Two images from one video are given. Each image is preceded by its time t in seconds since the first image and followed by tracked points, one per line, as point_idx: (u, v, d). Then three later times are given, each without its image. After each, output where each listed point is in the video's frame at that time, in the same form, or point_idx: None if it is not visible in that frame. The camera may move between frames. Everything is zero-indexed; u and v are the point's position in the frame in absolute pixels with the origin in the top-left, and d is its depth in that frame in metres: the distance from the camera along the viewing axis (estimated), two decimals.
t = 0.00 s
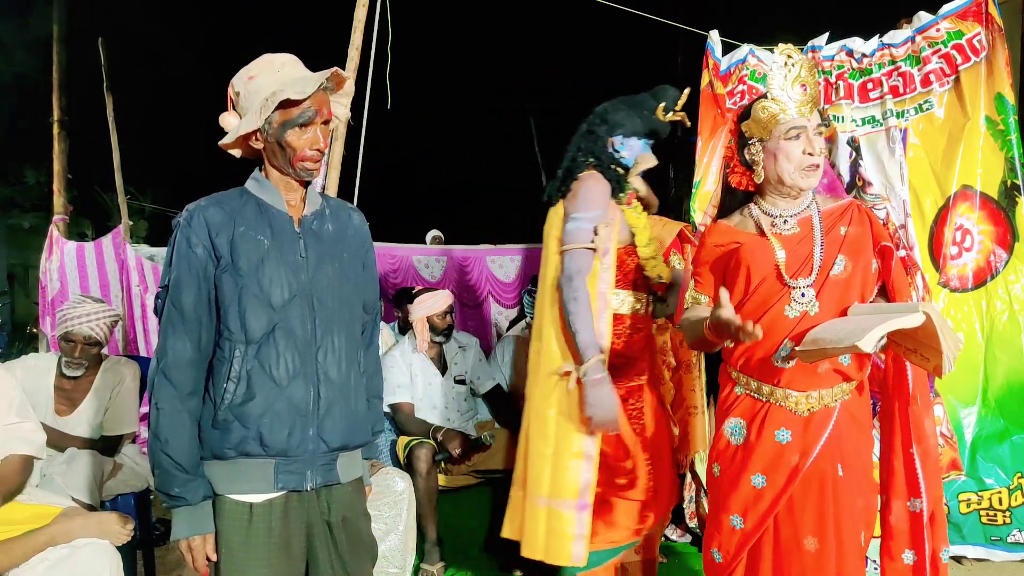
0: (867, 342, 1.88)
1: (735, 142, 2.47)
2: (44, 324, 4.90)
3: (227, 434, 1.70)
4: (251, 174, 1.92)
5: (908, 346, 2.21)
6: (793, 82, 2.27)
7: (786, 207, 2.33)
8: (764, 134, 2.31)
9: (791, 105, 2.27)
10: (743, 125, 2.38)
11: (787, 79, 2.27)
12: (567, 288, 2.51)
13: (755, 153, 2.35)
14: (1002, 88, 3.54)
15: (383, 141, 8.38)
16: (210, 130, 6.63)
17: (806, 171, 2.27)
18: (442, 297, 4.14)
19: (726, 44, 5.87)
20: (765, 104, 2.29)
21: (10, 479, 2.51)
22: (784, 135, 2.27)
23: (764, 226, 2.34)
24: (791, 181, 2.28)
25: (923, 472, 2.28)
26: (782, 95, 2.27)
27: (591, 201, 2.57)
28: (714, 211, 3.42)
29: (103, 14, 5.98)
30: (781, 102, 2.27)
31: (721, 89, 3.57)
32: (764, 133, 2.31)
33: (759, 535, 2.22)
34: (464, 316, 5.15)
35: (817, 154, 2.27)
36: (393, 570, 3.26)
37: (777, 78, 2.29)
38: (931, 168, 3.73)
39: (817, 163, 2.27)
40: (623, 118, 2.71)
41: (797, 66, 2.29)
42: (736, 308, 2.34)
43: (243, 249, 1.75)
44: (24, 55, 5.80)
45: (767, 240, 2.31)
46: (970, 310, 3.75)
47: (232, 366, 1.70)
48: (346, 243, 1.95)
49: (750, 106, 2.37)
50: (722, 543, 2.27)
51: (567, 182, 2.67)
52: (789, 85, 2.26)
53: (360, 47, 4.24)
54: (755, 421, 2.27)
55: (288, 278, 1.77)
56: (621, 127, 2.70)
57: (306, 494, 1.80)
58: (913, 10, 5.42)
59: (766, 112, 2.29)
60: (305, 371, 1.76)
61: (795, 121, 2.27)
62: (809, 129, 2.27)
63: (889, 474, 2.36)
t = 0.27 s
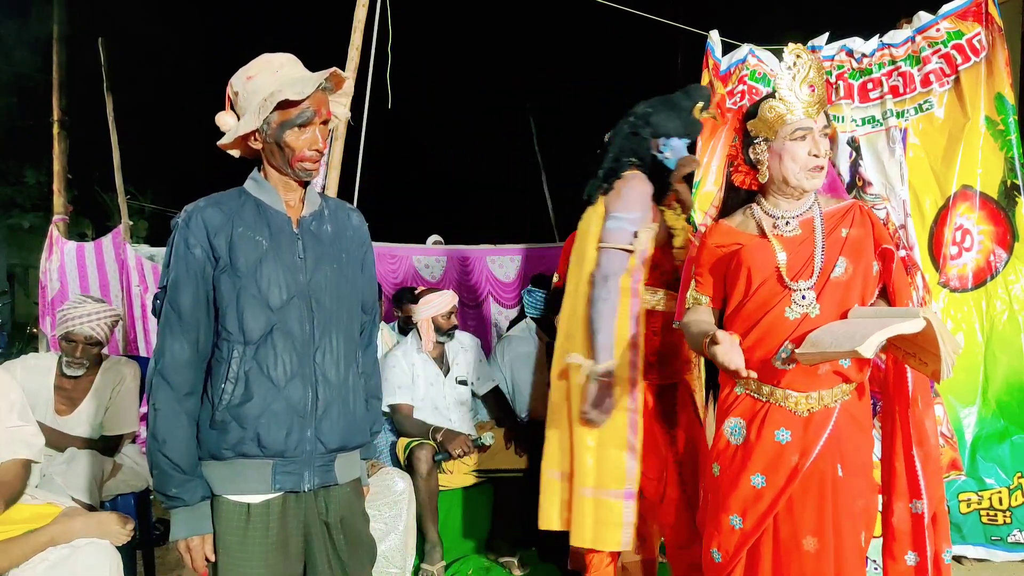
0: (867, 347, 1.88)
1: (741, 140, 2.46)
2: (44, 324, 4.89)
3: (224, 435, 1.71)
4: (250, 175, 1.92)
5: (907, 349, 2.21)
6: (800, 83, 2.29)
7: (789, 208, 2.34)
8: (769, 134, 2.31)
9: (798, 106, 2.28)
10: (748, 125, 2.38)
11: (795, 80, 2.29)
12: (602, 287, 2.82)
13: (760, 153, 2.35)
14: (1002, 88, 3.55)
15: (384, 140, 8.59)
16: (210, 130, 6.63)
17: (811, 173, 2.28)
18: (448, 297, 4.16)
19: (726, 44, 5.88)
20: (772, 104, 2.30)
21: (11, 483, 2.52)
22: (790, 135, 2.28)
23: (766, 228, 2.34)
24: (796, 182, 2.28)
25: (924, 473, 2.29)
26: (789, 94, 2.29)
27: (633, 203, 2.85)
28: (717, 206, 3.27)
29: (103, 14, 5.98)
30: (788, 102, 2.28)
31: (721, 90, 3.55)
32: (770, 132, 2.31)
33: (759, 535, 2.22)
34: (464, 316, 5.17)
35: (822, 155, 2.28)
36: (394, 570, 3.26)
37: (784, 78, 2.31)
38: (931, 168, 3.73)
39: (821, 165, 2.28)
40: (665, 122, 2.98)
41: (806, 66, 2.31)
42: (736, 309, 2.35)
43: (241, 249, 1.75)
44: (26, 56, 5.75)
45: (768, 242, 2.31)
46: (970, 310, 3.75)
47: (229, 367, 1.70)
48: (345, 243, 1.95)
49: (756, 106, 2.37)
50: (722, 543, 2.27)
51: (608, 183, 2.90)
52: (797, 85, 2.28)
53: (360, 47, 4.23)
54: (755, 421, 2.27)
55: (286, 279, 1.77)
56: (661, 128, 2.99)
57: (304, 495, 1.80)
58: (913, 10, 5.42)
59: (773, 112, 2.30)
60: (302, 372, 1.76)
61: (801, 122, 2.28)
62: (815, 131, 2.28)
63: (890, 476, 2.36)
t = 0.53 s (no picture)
0: (870, 348, 1.87)
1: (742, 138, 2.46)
2: (44, 324, 4.89)
3: (225, 435, 1.71)
4: (250, 175, 1.92)
5: (909, 350, 2.21)
6: (803, 84, 2.28)
7: (790, 207, 2.35)
8: (771, 134, 2.31)
9: (800, 107, 2.28)
10: (750, 124, 2.38)
11: (799, 81, 2.29)
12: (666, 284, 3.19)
13: (761, 153, 2.35)
14: (1002, 89, 3.57)
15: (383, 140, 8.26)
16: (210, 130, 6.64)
17: (811, 175, 2.29)
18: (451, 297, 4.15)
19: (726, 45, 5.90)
20: (774, 105, 2.30)
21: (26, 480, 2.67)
22: (791, 137, 2.28)
23: (767, 228, 2.34)
24: (797, 183, 2.29)
25: (922, 473, 2.29)
26: (791, 95, 2.29)
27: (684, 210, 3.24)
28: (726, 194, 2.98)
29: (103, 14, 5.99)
30: (791, 103, 2.28)
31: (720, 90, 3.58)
32: (772, 133, 2.31)
33: (759, 535, 2.22)
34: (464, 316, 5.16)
35: (823, 158, 2.28)
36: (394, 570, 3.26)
37: (787, 79, 2.30)
38: (931, 168, 3.73)
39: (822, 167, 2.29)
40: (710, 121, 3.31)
41: (810, 67, 2.31)
42: (737, 310, 2.35)
43: (241, 250, 1.75)
44: (25, 55, 5.75)
45: (769, 242, 2.31)
46: (970, 310, 3.75)
47: (229, 367, 1.70)
48: (345, 243, 1.95)
49: (758, 106, 2.37)
50: (723, 543, 2.27)
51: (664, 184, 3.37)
52: (800, 86, 2.28)
53: (359, 47, 4.23)
54: (756, 421, 2.27)
55: (286, 279, 1.77)
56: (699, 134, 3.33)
57: (305, 495, 1.80)
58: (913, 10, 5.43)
59: (775, 113, 2.29)
60: (303, 372, 1.76)
61: (803, 123, 2.27)
62: (817, 133, 2.29)
63: (889, 476, 2.36)
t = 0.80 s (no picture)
0: (867, 351, 1.87)
1: (744, 136, 2.46)
2: (44, 324, 4.89)
3: (227, 435, 1.71)
4: (252, 175, 1.92)
5: (908, 351, 2.21)
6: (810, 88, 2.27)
7: (789, 209, 2.34)
8: (774, 136, 2.31)
9: (806, 113, 2.27)
10: (755, 123, 2.38)
11: (807, 85, 2.28)
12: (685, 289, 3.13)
13: (762, 152, 2.36)
14: (1001, 89, 3.56)
15: (384, 140, 8.01)
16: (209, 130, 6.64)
17: (808, 180, 2.29)
18: (451, 297, 4.15)
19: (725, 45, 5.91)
20: (780, 107, 2.29)
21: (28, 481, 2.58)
22: (793, 142, 2.28)
23: (767, 228, 2.34)
24: (793, 187, 2.30)
25: (920, 474, 2.28)
26: (798, 100, 2.27)
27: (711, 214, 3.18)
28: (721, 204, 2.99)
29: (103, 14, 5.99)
30: (798, 108, 2.27)
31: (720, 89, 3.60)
32: (776, 134, 2.31)
33: (759, 535, 2.22)
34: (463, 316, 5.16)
35: (822, 164, 2.29)
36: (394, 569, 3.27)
37: (795, 83, 2.29)
38: (931, 168, 3.73)
39: (821, 173, 2.30)
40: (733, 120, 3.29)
41: (820, 73, 2.30)
42: (737, 311, 2.35)
43: (244, 249, 1.75)
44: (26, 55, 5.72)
45: (768, 242, 2.31)
46: (970, 311, 3.75)
47: (231, 366, 1.70)
48: (347, 243, 1.95)
49: (764, 106, 2.36)
50: (723, 542, 2.27)
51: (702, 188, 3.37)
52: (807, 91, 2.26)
53: (360, 47, 4.23)
54: (756, 421, 2.27)
55: (289, 279, 1.77)
56: (732, 129, 3.28)
57: (307, 495, 1.80)
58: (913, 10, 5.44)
59: (781, 115, 2.28)
60: (305, 371, 1.76)
61: (807, 129, 2.27)
62: (820, 139, 2.28)
63: (886, 475, 2.36)
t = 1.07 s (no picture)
0: (866, 353, 1.87)
1: (746, 135, 2.46)
2: (43, 324, 4.90)
3: (228, 434, 1.71)
4: (254, 174, 1.92)
5: (908, 352, 2.21)
6: (813, 89, 2.26)
7: (789, 210, 2.34)
8: (777, 138, 2.30)
9: (809, 115, 2.26)
10: (759, 123, 2.37)
11: (811, 87, 2.26)
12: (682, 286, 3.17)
13: (764, 153, 2.35)
14: (1002, 89, 3.56)
15: (384, 140, 8.20)
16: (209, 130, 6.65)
17: (808, 183, 2.29)
18: (451, 297, 4.16)
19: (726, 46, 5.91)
20: (783, 108, 2.27)
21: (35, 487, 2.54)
22: (795, 144, 2.27)
23: (767, 228, 2.34)
24: (793, 189, 2.30)
25: (919, 475, 2.28)
26: (802, 103, 2.25)
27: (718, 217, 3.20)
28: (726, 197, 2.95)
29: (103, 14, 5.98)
30: (801, 110, 2.25)
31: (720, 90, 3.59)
32: (778, 136, 2.30)
33: (759, 535, 2.22)
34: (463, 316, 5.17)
35: (823, 168, 2.28)
36: (394, 570, 3.26)
37: (798, 84, 2.28)
38: (931, 168, 3.73)
39: (821, 176, 2.29)
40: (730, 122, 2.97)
41: (825, 75, 2.29)
42: (736, 311, 2.35)
43: (245, 248, 1.75)
44: (26, 55, 5.75)
45: (768, 242, 2.31)
46: (970, 311, 3.75)
47: (233, 366, 1.70)
48: (348, 242, 1.95)
49: (768, 106, 2.35)
50: (722, 542, 2.27)
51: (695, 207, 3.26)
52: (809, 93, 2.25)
53: (360, 47, 4.23)
54: (755, 421, 2.27)
55: (290, 278, 1.77)
56: (732, 128, 2.94)
57: (308, 494, 1.80)
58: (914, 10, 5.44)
59: (784, 116, 2.27)
60: (307, 371, 1.76)
61: (810, 132, 2.26)
62: (821, 142, 2.28)
63: (885, 476, 2.36)
